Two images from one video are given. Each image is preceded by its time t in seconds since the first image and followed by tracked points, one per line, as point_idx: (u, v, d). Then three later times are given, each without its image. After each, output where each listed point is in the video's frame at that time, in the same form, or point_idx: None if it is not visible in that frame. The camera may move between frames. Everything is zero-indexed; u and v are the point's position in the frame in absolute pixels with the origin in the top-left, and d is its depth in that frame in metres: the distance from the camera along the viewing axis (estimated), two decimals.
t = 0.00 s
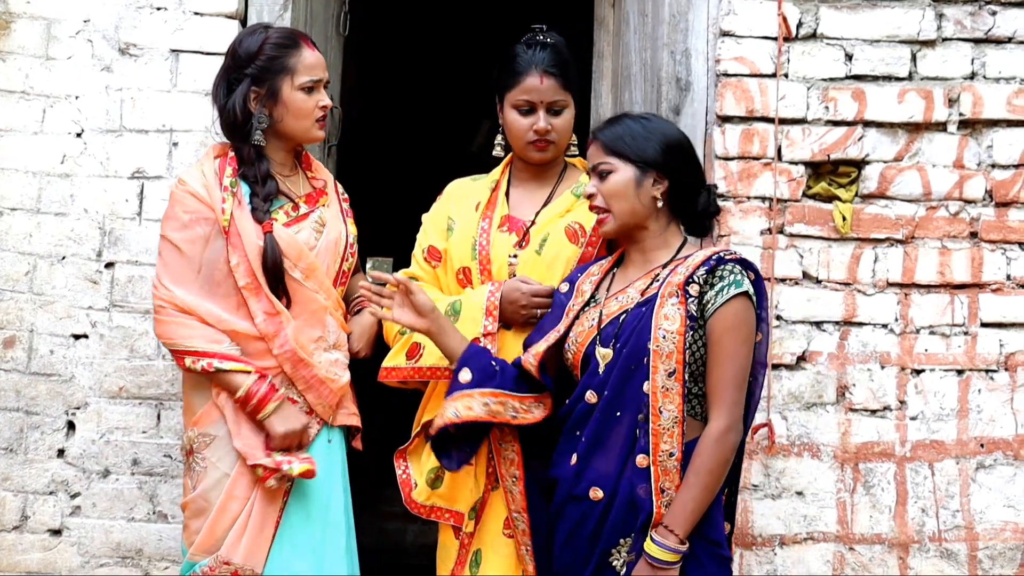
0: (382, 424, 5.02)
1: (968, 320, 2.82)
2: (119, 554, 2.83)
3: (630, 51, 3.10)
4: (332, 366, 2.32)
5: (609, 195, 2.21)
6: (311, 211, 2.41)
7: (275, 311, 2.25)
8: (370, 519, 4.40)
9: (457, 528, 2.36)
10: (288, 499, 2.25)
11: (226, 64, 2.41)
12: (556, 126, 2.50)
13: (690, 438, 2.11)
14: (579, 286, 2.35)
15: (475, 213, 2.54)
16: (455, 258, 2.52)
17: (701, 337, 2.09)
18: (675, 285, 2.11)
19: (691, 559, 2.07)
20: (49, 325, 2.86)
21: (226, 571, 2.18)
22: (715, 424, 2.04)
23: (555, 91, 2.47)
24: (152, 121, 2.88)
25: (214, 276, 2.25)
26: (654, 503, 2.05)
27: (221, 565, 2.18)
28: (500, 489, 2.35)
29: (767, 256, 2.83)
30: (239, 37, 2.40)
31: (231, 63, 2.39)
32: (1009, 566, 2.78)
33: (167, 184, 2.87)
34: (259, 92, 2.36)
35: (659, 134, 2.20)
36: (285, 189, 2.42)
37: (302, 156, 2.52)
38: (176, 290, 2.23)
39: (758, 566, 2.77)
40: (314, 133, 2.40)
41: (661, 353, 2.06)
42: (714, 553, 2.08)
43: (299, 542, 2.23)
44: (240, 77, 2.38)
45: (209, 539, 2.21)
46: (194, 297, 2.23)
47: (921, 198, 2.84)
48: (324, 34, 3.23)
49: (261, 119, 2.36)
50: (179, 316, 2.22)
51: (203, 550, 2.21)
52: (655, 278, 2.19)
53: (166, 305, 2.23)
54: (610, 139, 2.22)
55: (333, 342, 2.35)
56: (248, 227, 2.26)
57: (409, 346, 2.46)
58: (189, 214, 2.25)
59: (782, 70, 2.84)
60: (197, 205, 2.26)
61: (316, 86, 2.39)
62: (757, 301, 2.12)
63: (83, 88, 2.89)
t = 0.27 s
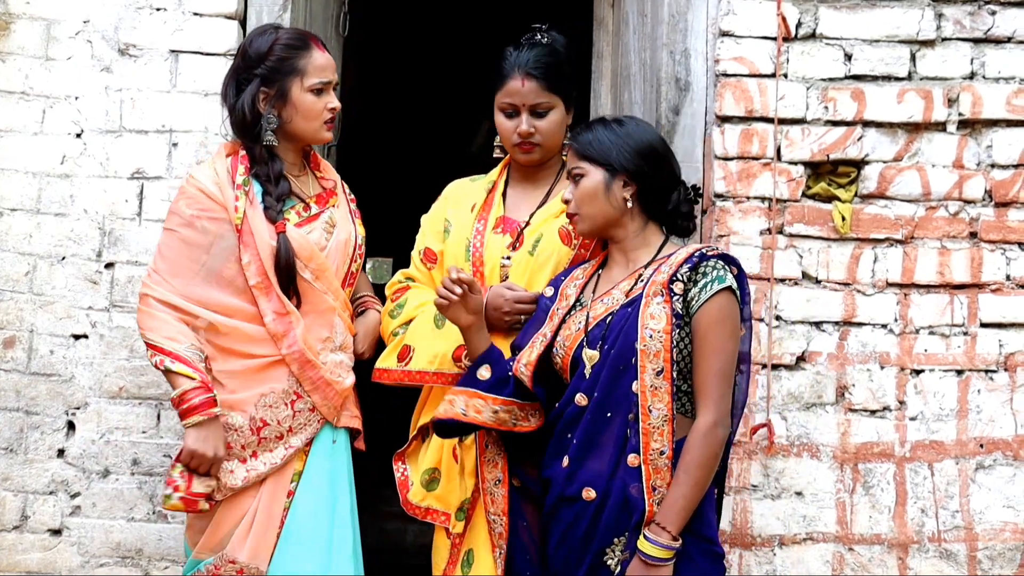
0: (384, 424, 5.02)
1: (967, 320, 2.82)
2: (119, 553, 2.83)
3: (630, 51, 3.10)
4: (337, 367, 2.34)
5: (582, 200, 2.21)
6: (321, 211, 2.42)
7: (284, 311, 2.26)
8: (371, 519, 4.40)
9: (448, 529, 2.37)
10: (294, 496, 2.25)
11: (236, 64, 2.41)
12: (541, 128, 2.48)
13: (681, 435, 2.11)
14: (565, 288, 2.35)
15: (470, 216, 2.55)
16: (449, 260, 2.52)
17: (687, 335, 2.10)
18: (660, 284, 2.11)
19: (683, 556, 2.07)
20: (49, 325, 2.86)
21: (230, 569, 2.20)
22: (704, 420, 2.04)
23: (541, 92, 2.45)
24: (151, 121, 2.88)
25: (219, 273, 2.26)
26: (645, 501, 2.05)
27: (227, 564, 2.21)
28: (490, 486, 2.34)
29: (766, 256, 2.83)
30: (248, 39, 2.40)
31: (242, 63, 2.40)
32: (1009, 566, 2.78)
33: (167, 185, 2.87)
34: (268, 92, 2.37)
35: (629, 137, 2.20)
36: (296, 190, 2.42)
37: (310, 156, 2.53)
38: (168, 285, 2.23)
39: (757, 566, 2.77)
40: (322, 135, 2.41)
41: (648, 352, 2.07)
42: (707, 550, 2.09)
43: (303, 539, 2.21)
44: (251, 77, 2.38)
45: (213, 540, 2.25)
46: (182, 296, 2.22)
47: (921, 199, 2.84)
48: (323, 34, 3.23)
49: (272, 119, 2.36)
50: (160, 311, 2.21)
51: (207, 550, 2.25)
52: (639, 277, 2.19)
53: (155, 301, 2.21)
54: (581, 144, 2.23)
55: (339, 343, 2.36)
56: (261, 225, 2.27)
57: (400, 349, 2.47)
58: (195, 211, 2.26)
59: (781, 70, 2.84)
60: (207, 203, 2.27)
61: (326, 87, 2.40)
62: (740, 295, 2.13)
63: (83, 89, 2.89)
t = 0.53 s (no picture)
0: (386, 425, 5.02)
1: (967, 320, 2.82)
2: (121, 553, 2.84)
3: (631, 51, 3.10)
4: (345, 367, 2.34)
5: (586, 195, 2.22)
6: (331, 212, 2.41)
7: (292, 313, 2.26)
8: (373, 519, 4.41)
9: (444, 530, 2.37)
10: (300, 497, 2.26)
11: (242, 66, 2.41)
12: (514, 125, 2.49)
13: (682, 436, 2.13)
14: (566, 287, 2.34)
15: (469, 216, 2.56)
16: (448, 261, 2.53)
17: (689, 336, 2.11)
18: (662, 285, 2.11)
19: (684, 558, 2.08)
20: (50, 325, 2.86)
21: (238, 569, 2.21)
22: (706, 421, 2.05)
23: (516, 88, 2.47)
24: (153, 122, 2.89)
25: (228, 272, 2.26)
26: (647, 503, 2.06)
27: (234, 563, 2.21)
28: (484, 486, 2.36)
29: (767, 256, 2.83)
30: (252, 42, 2.40)
31: (248, 65, 2.40)
32: (1009, 566, 2.78)
33: (168, 186, 2.88)
34: (275, 92, 2.36)
35: (637, 136, 2.21)
36: (308, 191, 2.42)
37: (319, 158, 2.53)
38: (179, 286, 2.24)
39: (757, 566, 2.78)
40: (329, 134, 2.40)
41: (650, 354, 2.07)
42: (709, 551, 2.09)
43: (309, 539, 2.22)
44: (256, 79, 2.38)
45: (221, 540, 2.25)
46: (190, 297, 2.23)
47: (921, 198, 2.85)
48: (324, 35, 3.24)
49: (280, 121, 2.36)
50: (168, 310, 2.21)
51: (216, 550, 2.25)
52: (641, 277, 2.19)
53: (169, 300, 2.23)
54: (589, 140, 2.25)
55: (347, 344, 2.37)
56: (273, 226, 2.27)
57: (397, 353, 2.48)
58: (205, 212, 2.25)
59: (781, 70, 2.85)
60: (218, 203, 2.26)
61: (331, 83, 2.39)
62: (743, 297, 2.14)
63: (84, 89, 2.90)
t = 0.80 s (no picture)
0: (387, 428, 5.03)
1: (966, 322, 2.82)
2: (120, 556, 2.84)
3: (629, 55, 3.11)
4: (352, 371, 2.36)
5: (602, 198, 2.21)
6: (336, 217, 2.43)
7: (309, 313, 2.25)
8: (374, 522, 4.41)
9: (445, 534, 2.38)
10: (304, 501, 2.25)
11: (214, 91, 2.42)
12: (495, 124, 2.52)
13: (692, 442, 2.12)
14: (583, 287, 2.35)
15: (472, 218, 2.56)
16: (450, 263, 2.54)
17: (701, 341, 2.09)
18: (675, 289, 2.10)
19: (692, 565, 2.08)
20: (50, 328, 2.87)
21: (245, 571, 2.16)
22: (716, 428, 2.04)
23: (498, 87, 2.50)
24: (152, 125, 2.89)
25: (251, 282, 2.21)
26: (654, 509, 2.05)
27: (241, 565, 2.16)
28: (486, 490, 2.35)
29: (766, 258, 2.84)
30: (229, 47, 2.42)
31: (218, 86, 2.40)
32: (1009, 568, 2.78)
33: (168, 189, 2.88)
34: (252, 99, 2.37)
35: (652, 137, 2.19)
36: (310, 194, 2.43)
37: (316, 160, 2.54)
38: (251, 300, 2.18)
39: (757, 568, 2.78)
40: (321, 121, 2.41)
41: (660, 358, 2.05)
42: (715, 558, 2.08)
43: (314, 544, 2.22)
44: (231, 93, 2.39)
45: (227, 540, 2.19)
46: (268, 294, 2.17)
47: (919, 201, 2.85)
48: (324, 39, 3.25)
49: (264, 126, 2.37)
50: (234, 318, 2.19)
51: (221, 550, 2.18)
52: (654, 279, 2.17)
53: (260, 316, 2.16)
54: (604, 141, 2.23)
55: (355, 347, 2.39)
56: (286, 230, 2.26)
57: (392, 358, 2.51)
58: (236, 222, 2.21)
59: (779, 73, 2.85)
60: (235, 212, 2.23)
61: (302, 73, 2.39)
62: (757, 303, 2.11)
63: (84, 93, 2.90)
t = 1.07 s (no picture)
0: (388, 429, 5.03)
1: (964, 323, 2.83)
2: (120, 558, 2.84)
3: (628, 56, 3.10)
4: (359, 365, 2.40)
5: (625, 198, 2.22)
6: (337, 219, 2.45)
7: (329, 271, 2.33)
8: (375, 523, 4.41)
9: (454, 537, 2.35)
10: (315, 494, 2.22)
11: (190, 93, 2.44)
12: (500, 122, 2.51)
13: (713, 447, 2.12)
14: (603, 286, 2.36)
15: (478, 219, 2.56)
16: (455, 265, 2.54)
17: (725, 347, 2.10)
18: (700, 292, 2.11)
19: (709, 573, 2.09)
20: (50, 330, 2.87)
21: (261, 564, 2.15)
22: (737, 436, 2.05)
23: (503, 85, 2.50)
24: (152, 127, 2.89)
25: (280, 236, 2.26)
26: (672, 515, 2.07)
27: (256, 558, 2.15)
28: (495, 492, 2.34)
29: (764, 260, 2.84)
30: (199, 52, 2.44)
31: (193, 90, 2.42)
32: (1007, 568, 2.78)
33: (167, 191, 2.89)
34: (222, 109, 2.39)
35: (678, 135, 2.19)
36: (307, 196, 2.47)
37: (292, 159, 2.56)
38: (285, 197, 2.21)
39: (756, 569, 2.78)
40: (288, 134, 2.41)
41: (682, 362, 2.08)
42: (733, 567, 2.09)
43: (325, 539, 2.17)
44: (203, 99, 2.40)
45: (239, 535, 2.17)
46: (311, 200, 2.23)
47: (917, 202, 2.85)
48: (323, 41, 3.25)
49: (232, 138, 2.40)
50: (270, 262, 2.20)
51: (235, 545, 2.17)
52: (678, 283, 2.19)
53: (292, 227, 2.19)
54: (630, 138, 2.24)
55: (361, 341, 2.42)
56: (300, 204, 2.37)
57: (408, 361, 2.47)
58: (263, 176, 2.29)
59: (778, 75, 2.86)
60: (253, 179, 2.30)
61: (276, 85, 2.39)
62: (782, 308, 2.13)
63: (84, 95, 2.91)
